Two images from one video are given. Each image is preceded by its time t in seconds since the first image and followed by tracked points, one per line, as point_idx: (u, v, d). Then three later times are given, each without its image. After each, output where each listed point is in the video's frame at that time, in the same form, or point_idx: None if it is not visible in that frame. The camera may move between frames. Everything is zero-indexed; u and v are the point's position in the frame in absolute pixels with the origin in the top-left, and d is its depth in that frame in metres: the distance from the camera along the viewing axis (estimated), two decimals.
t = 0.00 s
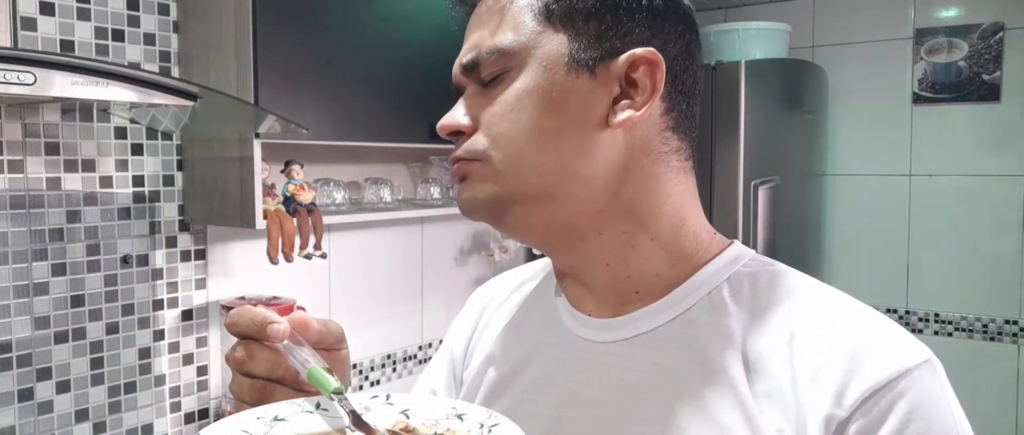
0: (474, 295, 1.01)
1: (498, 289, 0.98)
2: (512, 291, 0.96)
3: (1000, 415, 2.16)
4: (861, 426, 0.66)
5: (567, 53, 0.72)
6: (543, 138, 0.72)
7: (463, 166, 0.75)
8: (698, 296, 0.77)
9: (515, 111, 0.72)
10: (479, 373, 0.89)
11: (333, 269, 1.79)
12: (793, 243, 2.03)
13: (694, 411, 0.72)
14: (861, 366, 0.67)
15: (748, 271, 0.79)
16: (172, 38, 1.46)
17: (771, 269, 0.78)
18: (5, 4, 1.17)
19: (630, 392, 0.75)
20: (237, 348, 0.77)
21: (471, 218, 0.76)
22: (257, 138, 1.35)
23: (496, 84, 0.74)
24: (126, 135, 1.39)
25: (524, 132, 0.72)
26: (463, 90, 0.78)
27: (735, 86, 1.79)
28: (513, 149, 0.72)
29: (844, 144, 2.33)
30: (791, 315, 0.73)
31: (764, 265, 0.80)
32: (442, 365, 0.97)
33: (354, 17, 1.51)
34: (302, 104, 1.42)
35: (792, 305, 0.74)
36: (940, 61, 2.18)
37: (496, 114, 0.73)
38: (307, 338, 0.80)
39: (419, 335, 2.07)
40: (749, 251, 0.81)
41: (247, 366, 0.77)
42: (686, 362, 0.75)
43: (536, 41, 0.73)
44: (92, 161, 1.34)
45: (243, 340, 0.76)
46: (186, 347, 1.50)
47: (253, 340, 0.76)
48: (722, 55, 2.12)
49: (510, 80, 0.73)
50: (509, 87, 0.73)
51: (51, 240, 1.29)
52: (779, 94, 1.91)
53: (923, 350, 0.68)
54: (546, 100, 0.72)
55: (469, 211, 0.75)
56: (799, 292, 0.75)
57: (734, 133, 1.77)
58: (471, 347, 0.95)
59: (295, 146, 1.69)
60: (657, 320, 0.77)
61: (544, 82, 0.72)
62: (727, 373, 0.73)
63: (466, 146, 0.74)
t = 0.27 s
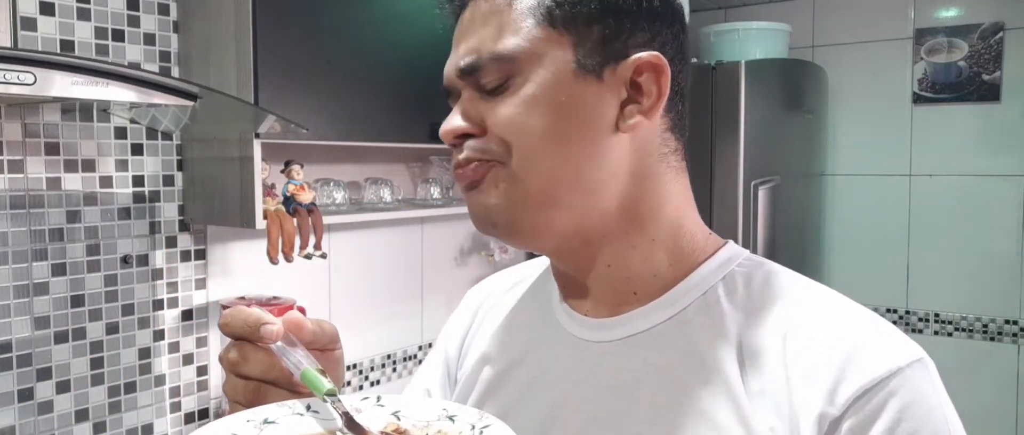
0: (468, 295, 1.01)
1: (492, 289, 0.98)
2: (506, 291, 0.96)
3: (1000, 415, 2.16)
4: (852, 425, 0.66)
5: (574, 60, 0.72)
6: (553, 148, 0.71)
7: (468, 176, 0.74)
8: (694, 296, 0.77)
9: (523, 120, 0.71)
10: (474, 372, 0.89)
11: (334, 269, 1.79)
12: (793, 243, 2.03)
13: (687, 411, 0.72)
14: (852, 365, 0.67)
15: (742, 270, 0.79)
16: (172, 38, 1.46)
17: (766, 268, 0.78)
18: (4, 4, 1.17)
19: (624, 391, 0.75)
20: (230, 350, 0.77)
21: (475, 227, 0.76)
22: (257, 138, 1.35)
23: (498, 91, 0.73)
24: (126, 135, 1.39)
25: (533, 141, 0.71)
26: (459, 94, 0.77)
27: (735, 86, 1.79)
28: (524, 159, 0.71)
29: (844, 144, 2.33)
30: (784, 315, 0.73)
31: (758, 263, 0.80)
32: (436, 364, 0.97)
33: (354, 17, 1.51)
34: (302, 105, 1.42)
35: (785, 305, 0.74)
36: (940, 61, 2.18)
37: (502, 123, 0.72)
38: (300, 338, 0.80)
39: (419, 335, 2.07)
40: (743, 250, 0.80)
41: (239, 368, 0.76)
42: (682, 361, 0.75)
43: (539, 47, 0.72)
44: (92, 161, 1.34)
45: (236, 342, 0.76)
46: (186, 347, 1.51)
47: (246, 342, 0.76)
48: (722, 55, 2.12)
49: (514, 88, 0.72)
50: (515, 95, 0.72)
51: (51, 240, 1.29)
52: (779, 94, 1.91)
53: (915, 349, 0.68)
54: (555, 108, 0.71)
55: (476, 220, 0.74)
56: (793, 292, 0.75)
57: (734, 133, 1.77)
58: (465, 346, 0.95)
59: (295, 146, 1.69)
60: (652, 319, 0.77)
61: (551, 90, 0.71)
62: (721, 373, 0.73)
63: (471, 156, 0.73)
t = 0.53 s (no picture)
0: (461, 295, 1.01)
1: (485, 290, 0.98)
2: (498, 292, 0.95)
3: (1001, 415, 2.16)
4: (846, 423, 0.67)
5: (593, 72, 0.70)
6: (569, 160, 0.70)
7: (477, 187, 0.72)
8: (690, 296, 0.76)
9: (540, 132, 0.70)
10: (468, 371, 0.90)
11: (334, 269, 1.80)
12: (793, 243, 2.03)
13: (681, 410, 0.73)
14: (847, 365, 0.68)
15: (735, 269, 0.78)
16: (172, 38, 1.46)
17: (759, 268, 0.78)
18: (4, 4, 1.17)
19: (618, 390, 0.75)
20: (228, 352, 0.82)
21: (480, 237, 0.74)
22: (257, 138, 1.36)
23: (512, 100, 0.71)
24: (126, 135, 1.39)
25: (549, 154, 0.70)
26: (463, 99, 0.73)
27: (734, 86, 1.79)
28: (539, 173, 0.70)
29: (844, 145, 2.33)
30: (779, 316, 0.73)
31: (750, 261, 0.79)
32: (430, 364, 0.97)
33: (354, 17, 1.51)
34: (302, 105, 1.42)
35: (780, 306, 0.74)
36: (939, 61, 2.18)
37: (517, 135, 0.70)
38: (293, 337, 0.85)
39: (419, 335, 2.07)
40: (736, 250, 0.80)
41: (237, 368, 0.81)
42: (677, 359, 0.75)
43: (555, 57, 0.70)
44: (92, 161, 1.34)
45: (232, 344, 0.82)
46: (186, 347, 1.51)
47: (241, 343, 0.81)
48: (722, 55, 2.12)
49: (529, 97, 0.70)
50: (531, 107, 0.70)
51: (51, 240, 1.29)
52: (779, 94, 1.91)
53: (908, 349, 0.69)
54: (573, 123, 0.70)
55: (484, 233, 0.73)
56: (787, 292, 0.75)
57: (734, 133, 1.77)
58: (458, 346, 0.95)
59: (295, 146, 1.69)
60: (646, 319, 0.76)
61: (569, 104, 0.70)
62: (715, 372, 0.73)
63: (483, 168, 0.71)
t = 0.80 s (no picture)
0: (451, 298, 1.00)
1: (474, 294, 0.97)
2: (487, 295, 0.94)
3: (1000, 415, 2.16)
4: (840, 424, 0.67)
5: (601, 85, 0.70)
6: (571, 169, 0.70)
7: (477, 188, 0.72)
8: (681, 297, 0.76)
9: (544, 140, 0.70)
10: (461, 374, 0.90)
11: (334, 269, 1.80)
12: (793, 243, 2.03)
13: (675, 409, 0.73)
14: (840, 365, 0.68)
15: (728, 268, 0.78)
16: (172, 38, 1.46)
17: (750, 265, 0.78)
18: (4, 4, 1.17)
19: (611, 390, 0.76)
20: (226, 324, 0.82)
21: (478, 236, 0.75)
22: (257, 138, 1.36)
23: (519, 106, 0.71)
24: (126, 135, 1.39)
25: (551, 162, 0.70)
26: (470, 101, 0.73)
27: (735, 86, 1.79)
28: (539, 180, 0.70)
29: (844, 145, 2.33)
30: (772, 316, 0.73)
31: (739, 258, 0.79)
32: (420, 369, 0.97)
33: (354, 17, 1.51)
34: (302, 104, 1.42)
35: (772, 305, 0.74)
36: (940, 61, 2.18)
37: (521, 141, 0.70)
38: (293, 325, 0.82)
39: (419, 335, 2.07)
40: (728, 249, 0.80)
41: (228, 344, 0.81)
42: (672, 358, 0.74)
43: (564, 68, 0.70)
44: (92, 161, 1.34)
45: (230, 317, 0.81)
46: (186, 347, 1.51)
47: (239, 320, 0.80)
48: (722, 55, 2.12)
49: (536, 104, 0.70)
50: (536, 117, 0.70)
51: (51, 240, 1.29)
52: (779, 94, 1.91)
53: (899, 349, 0.69)
54: (576, 133, 0.70)
55: (481, 233, 0.74)
56: (779, 291, 0.75)
57: (734, 133, 1.77)
58: (448, 352, 0.94)
59: (295, 146, 1.69)
60: (639, 319, 0.76)
61: (574, 115, 0.70)
62: (708, 372, 0.73)
63: (484, 172, 0.72)
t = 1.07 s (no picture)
0: (444, 297, 0.99)
1: (469, 293, 0.96)
2: (482, 296, 0.94)
3: (1000, 415, 2.16)
4: (836, 424, 0.67)
5: (639, 88, 0.70)
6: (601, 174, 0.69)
7: (501, 190, 0.70)
8: (679, 299, 0.76)
9: (578, 144, 0.68)
10: (456, 373, 0.89)
11: (334, 269, 1.80)
12: (793, 243, 2.03)
13: (672, 410, 0.73)
14: (836, 366, 0.68)
15: (724, 268, 0.78)
16: (172, 38, 1.46)
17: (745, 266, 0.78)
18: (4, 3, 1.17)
19: (610, 391, 0.76)
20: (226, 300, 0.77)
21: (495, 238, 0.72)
22: (257, 138, 1.36)
23: (552, 108, 0.69)
24: (126, 135, 1.39)
25: (583, 167, 0.69)
26: (495, 98, 0.70)
27: (734, 86, 1.79)
28: (569, 185, 0.69)
29: (843, 145, 2.33)
30: (769, 316, 0.73)
31: (733, 259, 0.80)
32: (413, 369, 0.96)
33: (354, 17, 1.51)
34: (302, 104, 1.42)
35: (770, 306, 0.74)
36: (939, 61, 2.18)
37: (553, 145, 0.68)
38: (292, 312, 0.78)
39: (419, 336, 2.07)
40: (724, 250, 0.80)
41: (224, 319, 0.76)
42: (668, 358, 0.75)
43: (605, 71, 0.68)
44: (92, 160, 1.34)
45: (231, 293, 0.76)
46: (186, 347, 1.51)
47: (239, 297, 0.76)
48: (722, 55, 2.12)
49: (571, 107, 0.68)
50: (571, 120, 0.68)
51: (51, 240, 1.29)
52: (779, 94, 1.91)
53: (896, 351, 0.69)
54: (611, 138, 0.69)
55: (501, 236, 0.71)
56: (776, 292, 0.75)
57: (733, 133, 1.77)
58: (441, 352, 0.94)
59: (295, 146, 1.69)
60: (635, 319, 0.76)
61: (610, 119, 0.69)
62: (704, 372, 0.73)
63: (512, 174, 0.69)
